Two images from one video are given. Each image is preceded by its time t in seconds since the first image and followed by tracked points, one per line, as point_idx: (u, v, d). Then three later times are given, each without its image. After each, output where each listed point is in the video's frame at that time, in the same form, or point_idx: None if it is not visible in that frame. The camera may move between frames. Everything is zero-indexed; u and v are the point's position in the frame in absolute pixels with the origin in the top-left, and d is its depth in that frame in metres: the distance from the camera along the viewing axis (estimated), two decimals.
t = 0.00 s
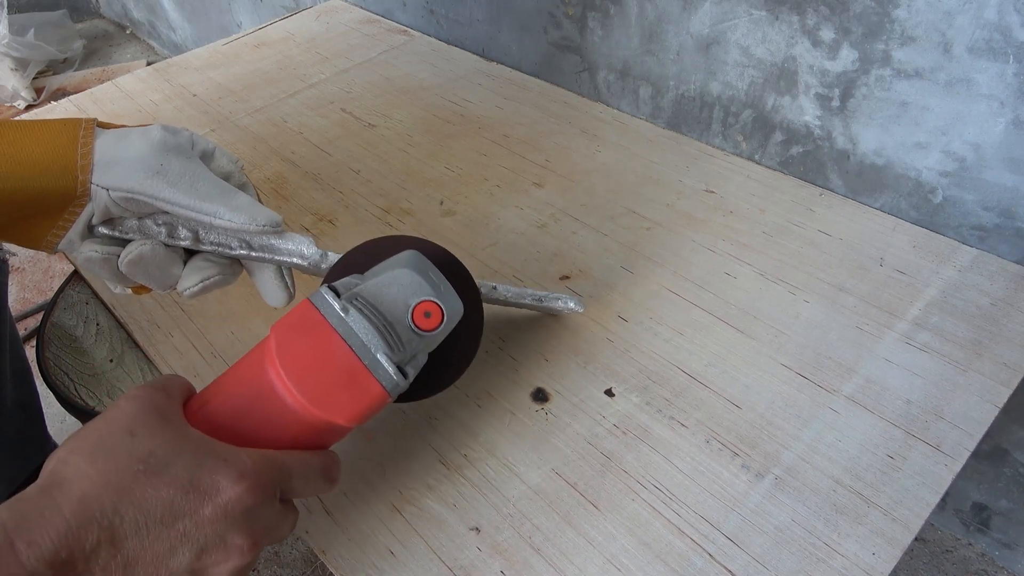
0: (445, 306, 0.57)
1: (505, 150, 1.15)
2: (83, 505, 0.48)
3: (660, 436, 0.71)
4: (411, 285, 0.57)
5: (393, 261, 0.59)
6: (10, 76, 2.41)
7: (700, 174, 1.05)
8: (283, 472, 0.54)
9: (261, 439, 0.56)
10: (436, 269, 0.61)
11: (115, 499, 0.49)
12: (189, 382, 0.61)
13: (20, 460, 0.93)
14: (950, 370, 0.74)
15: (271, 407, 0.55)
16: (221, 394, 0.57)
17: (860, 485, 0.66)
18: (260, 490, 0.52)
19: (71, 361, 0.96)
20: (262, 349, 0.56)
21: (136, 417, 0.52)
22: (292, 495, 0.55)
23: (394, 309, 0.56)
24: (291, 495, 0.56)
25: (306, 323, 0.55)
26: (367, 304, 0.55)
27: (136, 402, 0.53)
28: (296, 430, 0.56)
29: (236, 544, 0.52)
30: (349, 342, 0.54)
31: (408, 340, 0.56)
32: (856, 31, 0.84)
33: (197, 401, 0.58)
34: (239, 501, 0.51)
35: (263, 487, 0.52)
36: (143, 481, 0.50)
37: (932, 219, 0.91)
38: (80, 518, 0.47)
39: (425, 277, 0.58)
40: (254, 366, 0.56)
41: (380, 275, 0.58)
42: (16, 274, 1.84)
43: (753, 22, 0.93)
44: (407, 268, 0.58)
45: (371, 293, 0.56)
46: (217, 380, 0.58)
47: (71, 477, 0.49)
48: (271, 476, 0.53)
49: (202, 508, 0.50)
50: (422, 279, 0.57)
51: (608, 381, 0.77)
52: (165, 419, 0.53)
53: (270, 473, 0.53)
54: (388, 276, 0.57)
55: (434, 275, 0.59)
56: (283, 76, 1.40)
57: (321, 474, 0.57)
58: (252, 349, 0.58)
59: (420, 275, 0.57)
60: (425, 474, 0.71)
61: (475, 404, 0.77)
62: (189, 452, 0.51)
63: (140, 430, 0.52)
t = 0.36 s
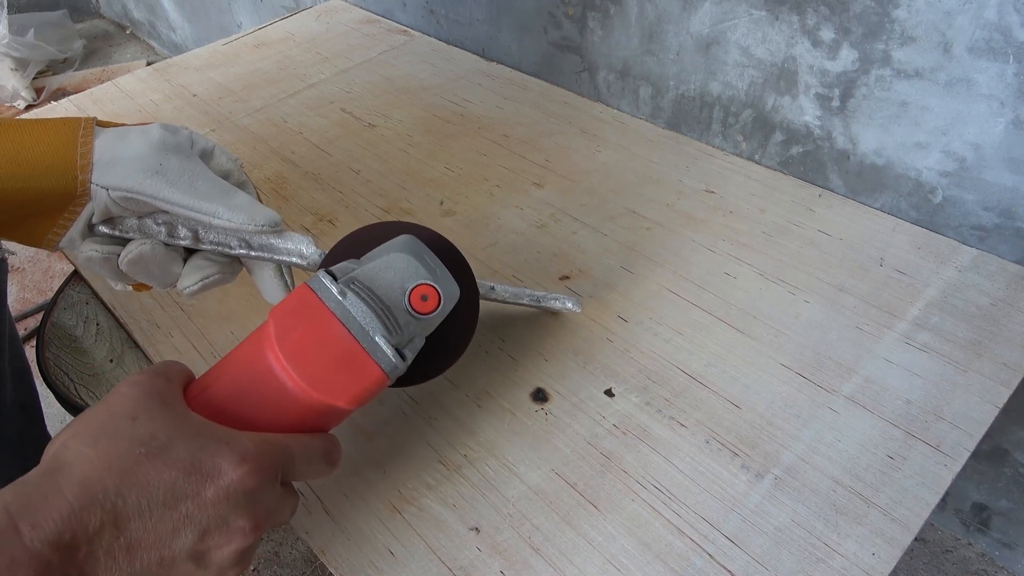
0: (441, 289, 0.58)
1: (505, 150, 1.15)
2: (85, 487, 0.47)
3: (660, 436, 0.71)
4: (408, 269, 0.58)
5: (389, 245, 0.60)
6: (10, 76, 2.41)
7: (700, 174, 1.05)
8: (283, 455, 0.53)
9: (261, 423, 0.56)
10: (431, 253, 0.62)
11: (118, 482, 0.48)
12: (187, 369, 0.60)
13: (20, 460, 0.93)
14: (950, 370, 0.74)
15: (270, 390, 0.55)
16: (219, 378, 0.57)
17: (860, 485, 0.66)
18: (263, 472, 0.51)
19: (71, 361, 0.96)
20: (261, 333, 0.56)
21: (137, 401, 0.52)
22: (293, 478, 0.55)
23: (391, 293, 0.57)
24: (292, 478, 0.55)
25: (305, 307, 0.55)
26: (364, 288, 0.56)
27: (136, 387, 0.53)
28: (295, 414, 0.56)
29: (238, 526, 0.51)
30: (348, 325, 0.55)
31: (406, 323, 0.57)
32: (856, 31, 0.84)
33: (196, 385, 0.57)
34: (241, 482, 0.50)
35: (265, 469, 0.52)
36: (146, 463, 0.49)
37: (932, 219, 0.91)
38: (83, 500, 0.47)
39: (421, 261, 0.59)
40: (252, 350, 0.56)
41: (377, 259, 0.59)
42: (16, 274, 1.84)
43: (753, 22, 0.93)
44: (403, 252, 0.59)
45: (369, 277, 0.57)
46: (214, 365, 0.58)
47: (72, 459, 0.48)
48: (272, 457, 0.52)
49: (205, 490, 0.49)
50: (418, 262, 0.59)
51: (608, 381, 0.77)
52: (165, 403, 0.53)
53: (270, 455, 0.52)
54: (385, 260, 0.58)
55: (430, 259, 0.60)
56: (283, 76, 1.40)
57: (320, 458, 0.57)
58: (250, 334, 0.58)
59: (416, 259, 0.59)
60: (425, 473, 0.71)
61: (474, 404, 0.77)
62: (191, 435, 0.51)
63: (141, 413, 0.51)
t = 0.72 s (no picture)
0: (541, 360, 0.57)
1: (505, 150, 1.15)
2: (151, 531, 0.47)
3: (659, 436, 0.71)
4: (509, 334, 0.57)
5: (494, 305, 0.60)
6: (9, 76, 2.41)
7: (700, 174, 1.05)
8: (352, 514, 0.54)
9: (337, 475, 0.57)
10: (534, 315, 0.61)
11: (183, 529, 0.48)
12: (270, 408, 0.62)
13: (20, 460, 0.94)
14: (949, 370, 0.74)
15: (352, 445, 0.56)
16: (303, 424, 0.58)
17: (860, 485, 0.66)
18: (331, 533, 0.51)
19: (71, 360, 0.96)
20: (348, 384, 0.57)
21: (214, 446, 0.53)
22: (359, 539, 0.55)
23: (487, 358, 0.57)
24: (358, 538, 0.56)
25: (397, 365, 0.56)
26: (462, 350, 0.56)
27: (216, 429, 0.54)
28: (373, 471, 0.56)
29: None
30: (440, 389, 0.54)
31: (497, 391, 0.56)
32: (856, 31, 0.84)
33: (277, 428, 0.59)
34: (308, 543, 0.50)
35: (332, 529, 0.52)
36: (214, 513, 0.49)
37: (932, 219, 0.91)
38: (147, 546, 0.46)
39: (525, 326, 0.58)
40: (338, 401, 0.57)
41: (479, 319, 0.58)
42: (16, 274, 1.84)
43: (753, 22, 0.93)
44: (506, 315, 0.59)
45: (468, 337, 0.57)
46: (300, 409, 0.59)
47: (143, 499, 0.49)
48: (341, 518, 0.53)
49: (270, 547, 0.50)
50: (521, 328, 0.58)
51: (608, 381, 0.77)
52: (244, 449, 0.54)
53: (340, 514, 0.53)
54: (486, 323, 0.58)
55: (533, 324, 0.59)
56: (283, 76, 1.40)
57: (390, 520, 0.57)
58: (337, 382, 0.59)
59: (519, 325, 0.58)
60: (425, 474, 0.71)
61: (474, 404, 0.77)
62: (262, 488, 0.51)
63: (216, 459, 0.52)
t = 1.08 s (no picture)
0: (529, 333, 0.58)
1: (505, 150, 1.15)
2: (163, 492, 0.48)
3: (659, 436, 0.71)
4: (498, 310, 0.58)
5: (482, 283, 0.61)
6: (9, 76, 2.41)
7: (700, 174, 1.05)
8: (352, 479, 0.54)
9: (336, 444, 0.58)
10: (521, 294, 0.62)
11: (194, 490, 0.49)
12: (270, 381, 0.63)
13: (19, 460, 0.95)
14: (950, 370, 0.74)
15: (350, 414, 0.57)
16: (302, 396, 0.59)
17: (860, 485, 0.66)
18: (332, 494, 0.52)
19: (71, 360, 0.96)
20: (347, 356, 0.58)
21: (219, 411, 0.53)
22: (359, 504, 0.56)
23: (478, 332, 0.57)
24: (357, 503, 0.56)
25: (394, 336, 0.57)
26: (453, 325, 0.57)
27: (220, 397, 0.55)
28: (370, 440, 0.57)
29: (303, 547, 0.51)
30: (435, 361, 0.55)
31: (488, 364, 0.57)
32: (856, 31, 0.84)
33: (277, 400, 0.59)
34: (312, 503, 0.51)
35: (335, 491, 0.53)
36: (222, 475, 0.50)
37: (932, 219, 0.91)
38: (160, 506, 0.47)
39: (513, 304, 0.59)
40: (337, 372, 0.58)
41: (468, 296, 0.59)
42: (16, 274, 1.84)
43: (753, 22, 0.93)
44: (495, 293, 0.59)
45: (458, 313, 0.58)
46: (298, 382, 0.60)
47: (153, 462, 0.49)
48: (342, 481, 0.53)
49: (276, 508, 0.50)
50: (509, 306, 0.59)
51: (608, 381, 0.77)
52: (247, 416, 0.55)
53: (340, 478, 0.53)
54: (474, 300, 0.59)
55: (521, 302, 0.60)
56: (283, 76, 1.40)
57: (389, 487, 0.58)
58: (335, 355, 0.60)
59: (508, 303, 0.59)
60: (425, 473, 0.71)
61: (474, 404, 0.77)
62: (266, 452, 0.52)
63: (222, 424, 0.53)
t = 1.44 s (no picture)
0: (465, 283, 0.58)
1: (505, 150, 1.15)
2: (107, 468, 0.48)
3: (659, 436, 0.71)
4: (431, 264, 0.58)
5: (413, 240, 0.60)
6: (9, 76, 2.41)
7: (700, 174, 1.05)
8: (302, 441, 0.54)
9: (281, 410, 0.57)
10: (453, 248, 0.62)
11: (139, 464, 0.49)
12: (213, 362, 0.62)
13: (19, 460, 0.95)
14: (950, 370, 0.74)
15: (290, 378, 0.56)
16: (245, 368, 0.58)
17: (860, 485, 0.66)
18: (284, 457, 0.52)
19: (71, 360, 0.96)
20: (281, 324, 0.57)
21: (160, 388, 0.54)
22: (312, 465, 0.55)
23: (413, 286, 0.57)
24: (312, 466, 0.56)
25: (325, 297, 0.55)
26: (387, 280, 0.56)
27: (159, 375, 0.55)
28: (314, 402, 0.56)
29: (260, 510, 0.52)
30: (371, 316, 0.54)
31: (428, 316, 0.56)
32: (856, 31, 0.84)
33: (221, 378, 0.59)
34: (263, 466, 0.51)
35: (285, 453, 0.53)
36: (167, 446, 0.50)
37: (932, 219, 0.91)
38: (106, 481, 0.48)
39: (444, 256, 0.59)
40: (275, 340, 0.57)
41: (400, 253, 0.59)
42: (16, 274, 1.84)
43: (753, 22, 0.93)
44: (426, 247, 0.59)
45: (392, 270, 0.57)
46: (239, 357, 0.59)
47: (96, 442, 0.50)
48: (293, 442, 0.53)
49: (225, 474, 0.50)
50: (440, 257, 0.58)
51: (608, 381, 0.77)
52: (188, 390, 0.55)
53: (291, 442, 0.53)
54: (406, 256, 0.58)
55: (452, 254, 0.60)
56: (283, 76, 1.40)
57: (341, 449, 0.57)
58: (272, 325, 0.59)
59: (437, 254, 0.58)
60: (425, 473, 0.71)
61: (475, 404, 0.77)
62: (211, 421, 0.52)
63: (163, 399, 0.53)
